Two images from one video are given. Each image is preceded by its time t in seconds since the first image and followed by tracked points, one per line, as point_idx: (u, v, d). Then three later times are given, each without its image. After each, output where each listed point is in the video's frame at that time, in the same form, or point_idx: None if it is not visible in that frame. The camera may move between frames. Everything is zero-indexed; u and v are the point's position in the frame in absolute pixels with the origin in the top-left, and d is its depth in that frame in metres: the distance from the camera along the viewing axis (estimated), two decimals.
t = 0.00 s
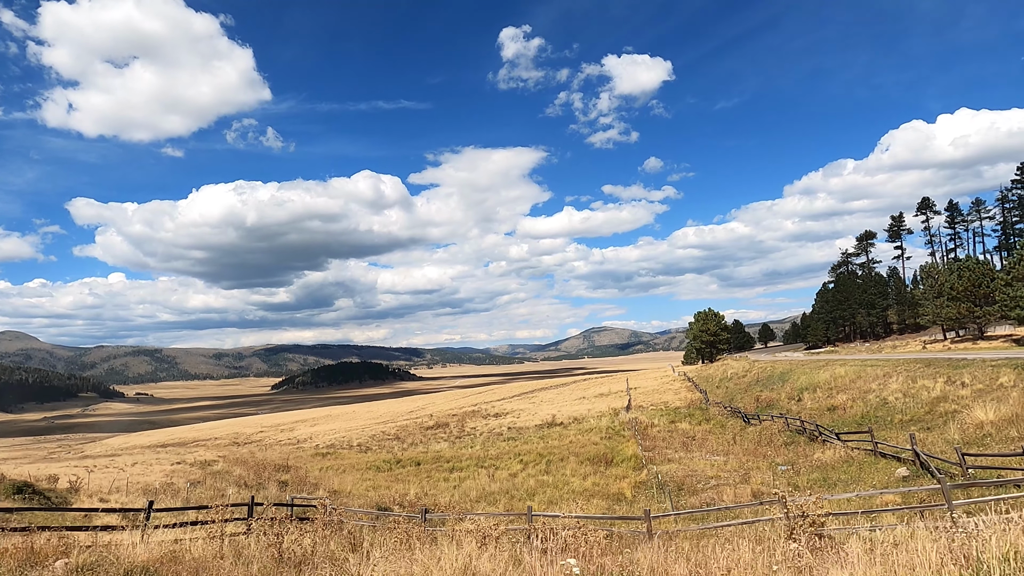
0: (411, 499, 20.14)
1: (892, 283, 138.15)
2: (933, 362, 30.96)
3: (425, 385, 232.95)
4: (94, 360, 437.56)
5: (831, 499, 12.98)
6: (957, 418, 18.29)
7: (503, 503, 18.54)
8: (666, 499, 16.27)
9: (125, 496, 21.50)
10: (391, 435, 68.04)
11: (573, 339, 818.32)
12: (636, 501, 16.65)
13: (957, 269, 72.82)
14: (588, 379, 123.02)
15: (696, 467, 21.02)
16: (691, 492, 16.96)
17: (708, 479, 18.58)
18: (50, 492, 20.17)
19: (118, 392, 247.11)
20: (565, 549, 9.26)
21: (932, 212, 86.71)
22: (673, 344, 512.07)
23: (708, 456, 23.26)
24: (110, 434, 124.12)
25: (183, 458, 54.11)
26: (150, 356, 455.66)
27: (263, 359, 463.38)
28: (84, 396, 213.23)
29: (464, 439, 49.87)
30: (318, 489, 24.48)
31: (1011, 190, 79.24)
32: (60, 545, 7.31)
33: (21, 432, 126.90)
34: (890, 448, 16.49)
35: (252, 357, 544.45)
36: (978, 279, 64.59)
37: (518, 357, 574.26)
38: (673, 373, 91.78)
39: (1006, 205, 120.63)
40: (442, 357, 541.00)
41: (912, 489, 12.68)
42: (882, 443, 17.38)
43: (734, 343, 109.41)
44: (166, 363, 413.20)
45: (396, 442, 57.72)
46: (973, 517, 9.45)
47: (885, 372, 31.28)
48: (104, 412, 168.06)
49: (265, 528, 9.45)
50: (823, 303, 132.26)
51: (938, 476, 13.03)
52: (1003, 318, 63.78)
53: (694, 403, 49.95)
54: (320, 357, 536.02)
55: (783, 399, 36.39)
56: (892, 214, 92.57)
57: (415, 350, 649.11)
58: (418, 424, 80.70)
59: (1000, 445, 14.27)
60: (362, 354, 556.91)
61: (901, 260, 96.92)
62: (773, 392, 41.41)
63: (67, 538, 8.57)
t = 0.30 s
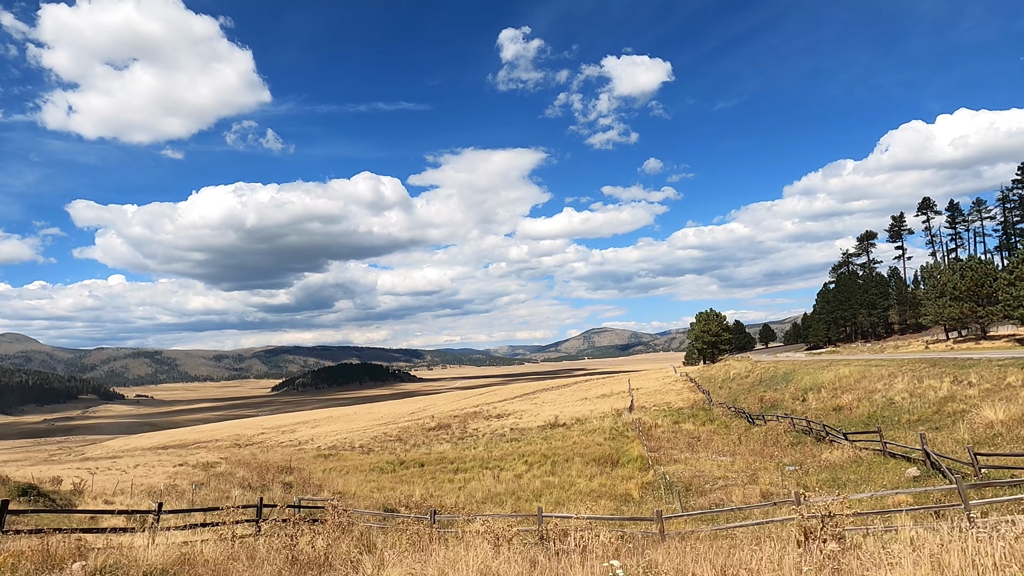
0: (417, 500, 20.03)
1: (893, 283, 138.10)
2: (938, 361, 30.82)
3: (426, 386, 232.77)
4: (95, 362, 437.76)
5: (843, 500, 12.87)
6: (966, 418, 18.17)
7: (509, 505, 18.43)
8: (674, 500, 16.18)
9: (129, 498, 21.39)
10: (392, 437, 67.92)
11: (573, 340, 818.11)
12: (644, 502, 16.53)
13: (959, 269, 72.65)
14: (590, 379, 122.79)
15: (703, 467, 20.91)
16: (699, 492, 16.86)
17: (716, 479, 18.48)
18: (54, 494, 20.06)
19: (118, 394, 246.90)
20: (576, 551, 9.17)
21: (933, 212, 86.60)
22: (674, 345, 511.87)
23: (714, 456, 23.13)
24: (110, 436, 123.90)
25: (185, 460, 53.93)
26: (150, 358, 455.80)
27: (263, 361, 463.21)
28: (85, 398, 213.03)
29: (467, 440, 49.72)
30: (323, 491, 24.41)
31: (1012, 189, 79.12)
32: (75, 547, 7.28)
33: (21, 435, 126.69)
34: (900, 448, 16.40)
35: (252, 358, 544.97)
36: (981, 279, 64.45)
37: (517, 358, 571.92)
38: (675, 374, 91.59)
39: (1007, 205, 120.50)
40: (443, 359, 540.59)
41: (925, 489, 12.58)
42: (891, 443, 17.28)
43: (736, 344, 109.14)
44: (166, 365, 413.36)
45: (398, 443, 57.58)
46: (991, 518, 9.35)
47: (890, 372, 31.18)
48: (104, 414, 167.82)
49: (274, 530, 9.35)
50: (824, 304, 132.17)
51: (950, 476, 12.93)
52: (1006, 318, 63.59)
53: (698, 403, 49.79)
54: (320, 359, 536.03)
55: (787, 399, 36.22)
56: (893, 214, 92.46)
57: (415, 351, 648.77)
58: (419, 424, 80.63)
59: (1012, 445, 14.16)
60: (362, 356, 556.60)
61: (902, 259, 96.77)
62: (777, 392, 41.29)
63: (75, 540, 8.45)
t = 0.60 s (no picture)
0: (425, 501, 19.92)
1: (896, 283, 137.83)
2: (947, 361, 30.70)
3: (427, 388, 232.63)
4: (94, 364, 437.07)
5: (860, 499, 12.77)
6: (979, 417, 18.07)
7: (519, 506, 18.32)
8: (687, 501, 16.08)
9: (137, 500, 21.31)
10: (396, 438, 67.81)
11: (573, 341, 818.08)
12: (655, 503, 16.47)
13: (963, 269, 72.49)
14: (592, 380, 122.74)
15: (713, 468, 20.81)
16: (711, 493, 16.76)
17: (726, 480, 18.40)
18: (61, 496, 19.97)
19: (119, 396, 246.72)
20: (596, 552, 9.07)
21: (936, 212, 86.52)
22: (674, 346, 511.54)
23: (723, 457, 23.01)
24: (112, 438, 123.75)
25: (189, 462, 53.93)
26: (150, 360, 455.53)
27: (265, 363, 464.14)
28: (85, 401, 212.76)
29: (471, 441, 49.65)
30: (331, 493, 24.33)
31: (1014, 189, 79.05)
32: (95, 549, 7.22)
33: (22, 438, 126.51)
34: (913, 448, 16.32)
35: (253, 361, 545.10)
36: (985, 278, 64.26)
37: (518, 360, 572.08)
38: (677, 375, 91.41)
39: (1009, 204, 120.46)
40: (444, 360, 540.51)
41: (941, 489, 12.50)
42: (904, 443, 17.17)
43: (738, 345, 108.93)
44: (166, 367, 413.09)
45: (402, 444, 57.53)
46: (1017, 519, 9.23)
47: (897, 372, 31.08)
48: (104, 416, 167.54)
49: (291, 532, 9.26)
50: (827, 304, 132.00)
51: (966, 476, 12.84)
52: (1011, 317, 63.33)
53: (702, 404, 49.65)
54: (321, 361, 535.91)
55: (794, 399, 36.09)
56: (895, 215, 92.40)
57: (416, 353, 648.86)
58: (423, 426, 80.48)
59: None
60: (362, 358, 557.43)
61: (905, 259, 96.64)
62: (783, 393, 41.17)
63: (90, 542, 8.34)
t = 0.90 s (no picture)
0: (433, 503, 19.86)
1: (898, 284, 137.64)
2: (954, 362, 30.64)
3: (428, 389, 232.56)
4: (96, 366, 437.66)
5: (876, 500, 12.69)
6: (990, 418, 17.98)
7: (528, 507, 18.21)
8: (698, 502, 16.03)
9: (146, 502, 21.27)
10: (399, 440, 67.83)
11: (574, 343, 817.83)
12: (665, 504, 16.41)
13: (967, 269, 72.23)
14: (594, 381, 122.56)
15: (722, 469, 20.73)
16: (722, 494, 16.67)
17: (737, 480, 18.31)
18: (68, 498, 19.94)
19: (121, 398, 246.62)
20: (612, 554, 8.99)
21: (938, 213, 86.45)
22: (675, 347, 511.51)
23: (732, 458, 22.91)
24: (113, 440, 123.73)
25: (192, 464, 53.87)
26: (151, 363, 455.47)
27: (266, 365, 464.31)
28: (86, 403, 212.74)
29: (475, 443, 49.59)
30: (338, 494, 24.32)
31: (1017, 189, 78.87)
32: (111, 551, 7.21)
33: (23, 440, 126.49)
34: (926, 449, 16.23)
35: (253, 363, 545.14)
36: (990, 279, 64.06)
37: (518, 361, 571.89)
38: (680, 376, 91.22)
39: (1011, 204, 120.19)
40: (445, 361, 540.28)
41: (958, 491, 12.39)
42: (916, 443, 17.07)
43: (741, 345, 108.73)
44: (167, 369, 412.99)
45: (405, 446, 57.49)
46: None
47: (904, 373, 30.99)
48: (106, 419, 167.41)
49: (306, 534, 9.23)
50: (829, 305, 131.82)
51: (982, 477, 12.75)
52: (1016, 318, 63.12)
53: (706, 405, 49.58)
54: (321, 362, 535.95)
55: (800, 400, 35.93)
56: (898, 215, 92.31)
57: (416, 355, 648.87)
58: (425, 427, 80.45)
59: None
60: (362, 360, 557.40)
61: (907, 259, 96.54)
62: (788, 393, 41.03)
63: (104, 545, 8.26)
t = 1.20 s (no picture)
0: (442, 505, 19.78)
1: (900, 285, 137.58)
2: (962, 362, 30.57)
3: (429, 391, 232.57)
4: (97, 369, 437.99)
5: (894, 502, 12.56)
6: (1003, 418, 17.89)
7: (537, 509, 18.09)
8: (711, 504, 15.90)
9: (154, 504, 21.18)
10: (402, 442, 67.74)
11: (575, 344, 817.62)
12: (675, 506, 16.34)
13: (972, 269, 72.04)
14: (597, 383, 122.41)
15: (732, 470, 20.59)
16: (734, 495, 16.54)
17: (748, 482, 18.17)
18: (76, 500, 19.86)
19: (121, 401, 246.23)
20: (630, 556, 8.91)
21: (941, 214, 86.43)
22: (676, 349, 511.59)
23: (741, 459, 22.80)
24: (115, 442, 123.71)
25: (196, 466, 53.76)
26: (152, 365, 455.48)
27: (266, 367, 464.42)
28: (87, 406, 212.64)
29: (479, 444, 49.53)
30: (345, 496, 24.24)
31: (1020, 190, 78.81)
32: (130, 552, 7.21)
33: (25, 442, 126.38)
34: (939, 449, 16.14)
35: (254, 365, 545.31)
36: (994, 279, 63.91)
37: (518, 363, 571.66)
38: (684, 377, 91.00)
39: (1014, 205, 120.13)
40: (446, 363, 540.28)
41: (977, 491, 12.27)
42: (929, 444, 16.98)
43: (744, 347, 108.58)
44: (168, 372, 412.87)
45: (409, 448, 57.42)
46: None
47: (911, 374, 30.91)
48: (107, 421, 167.32)
49: (319, 536, 9.16)
50: (831, 306, 131.71)
51: (1000, 478, 12.65)
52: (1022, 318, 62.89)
53: (711, 406, 49.50)
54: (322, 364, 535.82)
55: (806, 401, 35.79)
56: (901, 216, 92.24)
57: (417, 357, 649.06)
58: (428, 429, 80.27)
59: None
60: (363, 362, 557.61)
61: (910, 260, 96.39)
62: (793, 394, 40.91)
63: (117, 547, 8.19)
